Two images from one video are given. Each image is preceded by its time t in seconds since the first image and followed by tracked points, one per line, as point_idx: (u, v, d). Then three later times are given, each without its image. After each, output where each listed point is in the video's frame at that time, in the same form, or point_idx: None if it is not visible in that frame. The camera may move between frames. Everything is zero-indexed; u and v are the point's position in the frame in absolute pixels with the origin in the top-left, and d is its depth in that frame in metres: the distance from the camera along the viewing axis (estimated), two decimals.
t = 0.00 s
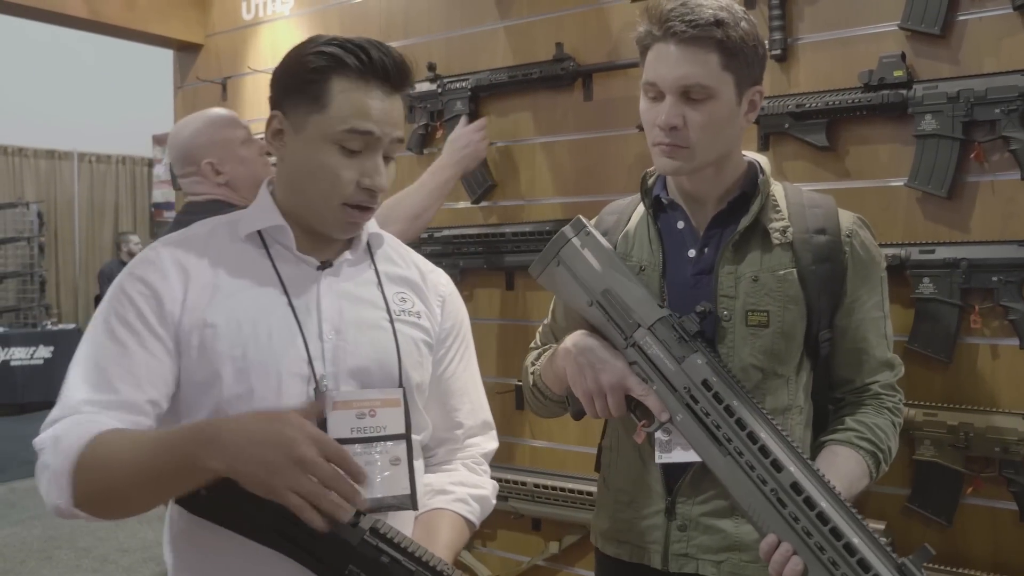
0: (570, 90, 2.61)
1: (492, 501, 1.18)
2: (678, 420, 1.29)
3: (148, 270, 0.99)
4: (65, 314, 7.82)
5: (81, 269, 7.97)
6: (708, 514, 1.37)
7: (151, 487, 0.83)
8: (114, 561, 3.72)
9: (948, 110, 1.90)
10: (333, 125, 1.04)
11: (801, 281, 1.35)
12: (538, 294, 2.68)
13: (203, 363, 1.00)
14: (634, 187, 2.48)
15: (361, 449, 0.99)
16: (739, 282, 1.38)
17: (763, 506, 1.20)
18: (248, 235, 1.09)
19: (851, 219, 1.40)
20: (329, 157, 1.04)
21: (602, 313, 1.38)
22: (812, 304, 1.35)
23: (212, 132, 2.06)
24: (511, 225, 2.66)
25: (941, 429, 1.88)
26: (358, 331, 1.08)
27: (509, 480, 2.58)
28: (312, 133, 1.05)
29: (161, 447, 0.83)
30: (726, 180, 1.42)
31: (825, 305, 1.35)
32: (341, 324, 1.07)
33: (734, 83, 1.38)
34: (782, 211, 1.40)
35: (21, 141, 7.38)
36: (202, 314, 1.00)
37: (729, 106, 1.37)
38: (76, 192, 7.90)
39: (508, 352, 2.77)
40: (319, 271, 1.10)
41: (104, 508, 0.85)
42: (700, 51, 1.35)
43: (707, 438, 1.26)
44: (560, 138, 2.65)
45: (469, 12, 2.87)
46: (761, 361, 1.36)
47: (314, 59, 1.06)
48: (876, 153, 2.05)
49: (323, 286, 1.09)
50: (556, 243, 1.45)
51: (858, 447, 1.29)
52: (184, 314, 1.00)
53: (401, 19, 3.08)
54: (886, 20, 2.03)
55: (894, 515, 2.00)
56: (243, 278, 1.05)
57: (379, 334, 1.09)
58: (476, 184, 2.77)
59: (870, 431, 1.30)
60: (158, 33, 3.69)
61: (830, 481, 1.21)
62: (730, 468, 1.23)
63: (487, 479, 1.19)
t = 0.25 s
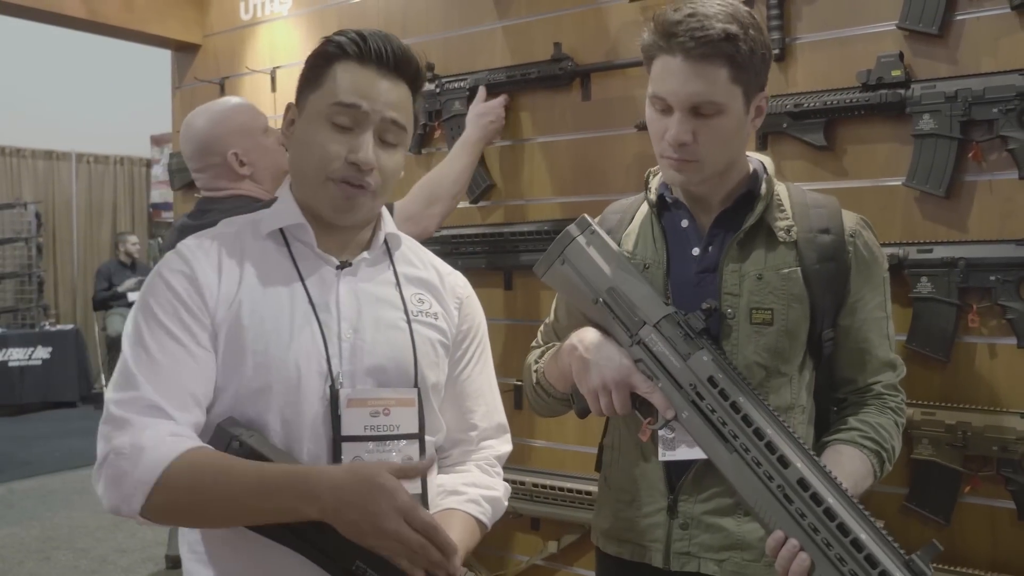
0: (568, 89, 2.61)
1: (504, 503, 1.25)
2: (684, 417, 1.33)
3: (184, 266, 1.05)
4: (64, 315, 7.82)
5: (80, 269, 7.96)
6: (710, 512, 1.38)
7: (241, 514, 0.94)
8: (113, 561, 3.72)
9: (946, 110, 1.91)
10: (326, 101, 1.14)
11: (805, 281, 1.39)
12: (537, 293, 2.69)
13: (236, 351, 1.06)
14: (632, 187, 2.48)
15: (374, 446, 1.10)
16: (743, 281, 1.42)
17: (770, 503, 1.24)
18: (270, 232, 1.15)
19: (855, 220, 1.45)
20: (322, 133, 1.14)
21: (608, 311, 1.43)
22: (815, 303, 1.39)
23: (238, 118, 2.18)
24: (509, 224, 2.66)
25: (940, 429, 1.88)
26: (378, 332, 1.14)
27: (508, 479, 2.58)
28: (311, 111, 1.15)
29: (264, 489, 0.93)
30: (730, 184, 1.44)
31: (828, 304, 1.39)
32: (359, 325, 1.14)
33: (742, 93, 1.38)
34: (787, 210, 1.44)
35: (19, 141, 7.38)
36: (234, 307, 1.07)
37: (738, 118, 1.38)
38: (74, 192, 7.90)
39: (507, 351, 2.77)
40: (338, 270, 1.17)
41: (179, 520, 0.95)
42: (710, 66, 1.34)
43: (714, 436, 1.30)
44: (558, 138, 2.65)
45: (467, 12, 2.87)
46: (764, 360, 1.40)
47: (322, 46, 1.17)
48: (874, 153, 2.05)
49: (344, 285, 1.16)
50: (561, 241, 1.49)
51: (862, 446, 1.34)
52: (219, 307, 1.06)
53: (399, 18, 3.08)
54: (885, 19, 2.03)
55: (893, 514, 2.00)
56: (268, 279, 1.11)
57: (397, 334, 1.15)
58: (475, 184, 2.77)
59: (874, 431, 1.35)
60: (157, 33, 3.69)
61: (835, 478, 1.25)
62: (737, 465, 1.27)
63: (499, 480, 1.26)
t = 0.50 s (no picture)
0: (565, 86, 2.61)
1: (513, 499, 1.31)
2: (688, 409, 1.34)
3: (179, 265, 1.12)
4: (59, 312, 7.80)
5: (75, 267, 7.94)
6: (713, 507, 1.38)
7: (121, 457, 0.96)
8: (109, 559, 3.72)
9: (942, 105, 1.90)
10: (353, 95, 1.19)
11: (810, 276, 1.39)
12: (535, 289, 2.68)
13: (226, 354, 1.12)
14: (629, 183, 2.48)
15: (387, 441, 1.15)
16: (748, 276, 1.42)
17: (774, 496, 1.25)
18: (282, 227, 1.21)
19: (861, 217, 1.44)
20: (351, 126, 1.18)
21: (615, 303, 1.43)
22: (820, 299, 1.40)
23: (240, 111, 2.18)
24: (506, 221, 2.65)
25: (936, 424, 1.88)
26: (386, 328, 1.19)
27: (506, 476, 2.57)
28: (336, 107, 1.20)
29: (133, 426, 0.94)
30: (736, 184, 1.44)
31: (833, 300, 1.40)
32: (371, 321, 1.19)
33: (750, 105, 1.38)
34: (793, 206, 1.43)
35: (13, 139, 7.35)
36: (229, 310, 1.12)
37: (747, 129, 1.38)
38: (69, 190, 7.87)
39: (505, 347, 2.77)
40: (348, 267, 1.22)
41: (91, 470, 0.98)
42: (718, 85, 1.33)
43: (718, 428, 1.31)
44: (555, 134, 2.64)
45: (463, 8, 2.86)
46: (769, 355, 1.40)
47: (341, 43, 1.22)
48: (870, 148, 2.05)
49: (354, 281, 1.21)
50: (568, 233, 1.49)
51: (865, 443, 1.34)
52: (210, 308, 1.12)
53: (395, 15, 3.07)
54: (880, 15, 2.03)
55: (890, 510, 2.00)
56: (276, 279, 1.16)
57: (408, 330, 1.21)
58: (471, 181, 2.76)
59: (878, 428, 1.35)
60: (152, 30, 3.68)
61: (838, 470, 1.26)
62: (741, 458, 1.28)
63: (508, 476, 1.32)
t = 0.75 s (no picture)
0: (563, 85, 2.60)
1: (515, 499, 1.31)
2: (693, 409, 1.34)
3: (177, 263, 1.12)
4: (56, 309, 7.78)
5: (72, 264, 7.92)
6: (715, 508, 1.38)
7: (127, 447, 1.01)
8: (105, 557, 3.71)
9: (940, 105, 1.90)
10: (341, 91, 1.19)
11: (815, 277, 1.39)
12: (532, 288, 2.68)
13: (223, 353, 1.11)
14: (627, 182, 2.47)
15: (385, 440, 1.14)
16: (753, 276, 1.42)
17: (779, 496, 1.25)
18: (280, 226, 1.21)
19: (867, 217, 1.45)
20: (340, 121, 1.18)
21: (619, 302, 1.43)
22: (825, 299, 1.40)
23: (236, 107, 2.17)
24: (502, 219, 2.65)
25: (932, 424, 1.88)
26: (384, 326, 1.19)
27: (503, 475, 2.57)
28: (327, 102, 1.20)
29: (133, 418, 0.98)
30: (741, 183, 1.44)
31: (838, 300, 1.39)
32: (371, 319, 1.18)
33: (758, 105, 1.37)
34: (798, 206, 1.43)
35: (11, 135, 7.33)
36: (227, 309, 1.11)
37: (755, 130, 1.38)
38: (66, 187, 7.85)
39: (502, 346, 2.77)
40: (347, 265, 1.22)
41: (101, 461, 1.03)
42: (727, 87, 1.33)
43: (722, 427, 1.31)
44: (553, 133, 2.64)
45: (461, 7, 2.86)
46: (773, 356, 1.40)
47: (335, 39, 1.22)
48: (868, 148, 2.05)
49: (353, 279, 1.20)
50: (572, 231, 1.49)
51: (870, 444, 1.34)
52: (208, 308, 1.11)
53: (392, 12, 3.07)
54: (878, 15, 2.03)
55: (887, 509, 2.00)
56: (275, 276, 1.15)
57: (409, 329, 1.20)
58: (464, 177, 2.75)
59: (882, 430, 1.35)
60: (149, 26, 3.67)
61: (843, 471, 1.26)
62: (746, 457, 1.28)
63: (510, 476, 1.32)
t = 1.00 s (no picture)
0: (562, 83, 2.60)
1: (511, 496, 1.30)
2: (695, 407, 1.34)
3: (176, 261, 1.11)
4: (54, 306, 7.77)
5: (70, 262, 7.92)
6: (715, 507, 1.38)
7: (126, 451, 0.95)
8: (102, 554, 3.71)
9: (938, 104, 1.90)
10: (338, 95, 1.17)
11: (816, 276, 1.39)
12: (531, 285, 2.68)
13: (219, 347, 1.11)
14: (625, 181, 2.47)
15: (378, 436, 1.13)
16: (754, 275, 1.42)
17: (780, 495, 1.25)
18: (275, 223, 1.21)
19: (870, 216, 1.45)
20: (336, 126, 1.17)
21: (620, 301, 1.43)
22: (826, 298, 1.40)
23: (234, 105, 2.16)
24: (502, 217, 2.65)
25: (930, 423, 1.88)
26: (380, 322, 1.19)
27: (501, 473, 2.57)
28: (324, 104, 1.19)
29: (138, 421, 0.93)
30: (744, 180, 1.44)
31: (840, 299, 1.39)
32: (366, 315, 1.18)
33: (761, 99, 1.37)
34: (801, 205, 1.43)
35: (9, 132, 7.32)
36: (223, 304, 1.11)
37: (758, 125, 1.37)
38: (64, 184, 7.84)
39: (500, 344, 2.77)
40: (343, 261, 1.22)
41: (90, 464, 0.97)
42: (730, 80, 1.33)
43: (724, 426, 1.30)
44: (552, 131, 2.64)
45: (460, 4, 2.86)
46: (774, 355, 1.40)
47: (333, 38, 1.21)
48: (866, 147, 2.05)
49: (348, 276, 1.21)
50: (573, 230, 1.49)
51: (871, 444, 1.34)
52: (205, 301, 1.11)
53: (391, 10, 3.07)
54: (877, 14, 2.03)
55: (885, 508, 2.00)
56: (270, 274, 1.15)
57: (405, 326, 1.20)
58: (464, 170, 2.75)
59: (884, 430, 1.35)
60: (148, 23, 3.67)
61: (846, 469, 1.25)
62: (747, 456, 1.28)
63: (506, 474, 1.31)
